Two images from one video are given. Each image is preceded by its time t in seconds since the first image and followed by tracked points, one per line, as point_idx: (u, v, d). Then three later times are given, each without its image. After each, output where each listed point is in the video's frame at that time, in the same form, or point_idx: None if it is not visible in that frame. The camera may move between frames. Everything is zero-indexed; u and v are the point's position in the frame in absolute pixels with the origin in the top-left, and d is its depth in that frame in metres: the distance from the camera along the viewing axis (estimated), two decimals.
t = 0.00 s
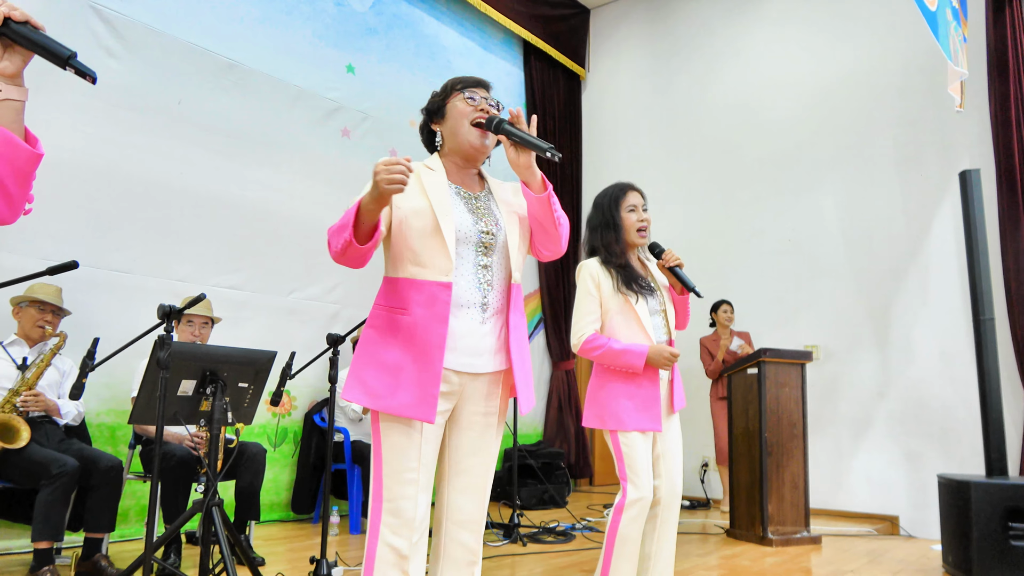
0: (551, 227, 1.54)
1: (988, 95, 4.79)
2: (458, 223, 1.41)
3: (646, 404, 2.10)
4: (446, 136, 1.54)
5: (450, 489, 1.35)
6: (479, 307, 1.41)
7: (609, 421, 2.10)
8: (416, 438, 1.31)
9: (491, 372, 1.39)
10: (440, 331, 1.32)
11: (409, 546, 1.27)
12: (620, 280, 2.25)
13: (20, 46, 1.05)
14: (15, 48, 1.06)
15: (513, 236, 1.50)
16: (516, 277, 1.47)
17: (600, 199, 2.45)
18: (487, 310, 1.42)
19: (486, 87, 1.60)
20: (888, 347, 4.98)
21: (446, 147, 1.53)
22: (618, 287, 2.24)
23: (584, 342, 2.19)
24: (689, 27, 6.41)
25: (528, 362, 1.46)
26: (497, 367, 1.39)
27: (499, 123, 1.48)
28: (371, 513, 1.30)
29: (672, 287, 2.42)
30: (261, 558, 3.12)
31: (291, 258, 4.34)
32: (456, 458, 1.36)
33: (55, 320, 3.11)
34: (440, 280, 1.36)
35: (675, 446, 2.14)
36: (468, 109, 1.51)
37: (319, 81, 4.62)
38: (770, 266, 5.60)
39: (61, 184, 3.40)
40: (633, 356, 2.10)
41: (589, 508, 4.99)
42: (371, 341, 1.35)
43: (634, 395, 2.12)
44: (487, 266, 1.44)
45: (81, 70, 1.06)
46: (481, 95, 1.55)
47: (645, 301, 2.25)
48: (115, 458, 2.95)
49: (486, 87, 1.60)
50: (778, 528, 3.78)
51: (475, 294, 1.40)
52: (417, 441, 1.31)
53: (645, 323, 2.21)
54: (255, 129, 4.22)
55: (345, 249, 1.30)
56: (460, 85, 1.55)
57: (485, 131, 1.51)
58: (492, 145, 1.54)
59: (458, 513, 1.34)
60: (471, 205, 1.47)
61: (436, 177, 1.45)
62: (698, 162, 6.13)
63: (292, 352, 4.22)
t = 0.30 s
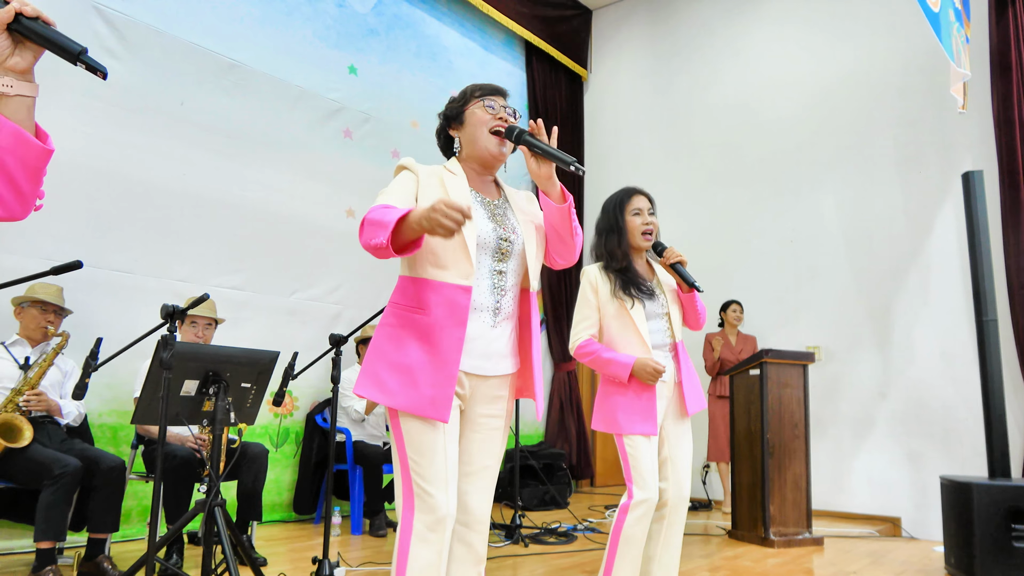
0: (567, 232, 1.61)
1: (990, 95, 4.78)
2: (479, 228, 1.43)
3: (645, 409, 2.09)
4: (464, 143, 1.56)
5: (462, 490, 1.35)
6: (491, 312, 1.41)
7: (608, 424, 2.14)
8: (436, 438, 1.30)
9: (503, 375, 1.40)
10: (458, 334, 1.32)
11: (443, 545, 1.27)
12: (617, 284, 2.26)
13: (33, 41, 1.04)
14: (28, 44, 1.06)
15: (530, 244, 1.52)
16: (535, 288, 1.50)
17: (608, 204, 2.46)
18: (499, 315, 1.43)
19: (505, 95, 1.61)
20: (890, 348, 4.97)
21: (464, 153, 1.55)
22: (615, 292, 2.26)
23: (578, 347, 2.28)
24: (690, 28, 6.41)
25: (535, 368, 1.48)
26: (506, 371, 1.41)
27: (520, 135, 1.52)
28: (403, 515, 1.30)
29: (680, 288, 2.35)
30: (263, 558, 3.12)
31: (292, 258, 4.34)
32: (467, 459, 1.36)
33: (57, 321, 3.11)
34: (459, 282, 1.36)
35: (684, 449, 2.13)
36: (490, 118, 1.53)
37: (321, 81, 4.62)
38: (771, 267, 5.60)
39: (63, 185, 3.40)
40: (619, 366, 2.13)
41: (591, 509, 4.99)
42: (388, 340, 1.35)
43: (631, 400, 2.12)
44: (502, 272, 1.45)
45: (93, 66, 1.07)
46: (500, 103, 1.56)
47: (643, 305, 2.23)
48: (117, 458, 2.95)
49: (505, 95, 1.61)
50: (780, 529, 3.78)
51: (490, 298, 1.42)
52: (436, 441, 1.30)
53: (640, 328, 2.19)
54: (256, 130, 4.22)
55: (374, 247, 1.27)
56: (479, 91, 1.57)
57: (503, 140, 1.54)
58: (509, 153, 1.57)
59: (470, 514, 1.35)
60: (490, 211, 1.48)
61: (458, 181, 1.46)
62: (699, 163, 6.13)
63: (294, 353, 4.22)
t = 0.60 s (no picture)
0: (572, 228, 1.62)
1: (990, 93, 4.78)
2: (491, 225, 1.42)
3: (644, 400, 2.08)
4: (467, 141, 1.55)
5: (466, 487, 1.34)
6: (503, 309, 1.42)
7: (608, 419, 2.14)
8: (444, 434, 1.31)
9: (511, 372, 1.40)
10: (477, 332, 1.32)
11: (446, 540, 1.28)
12: (615, 280, 2.27)
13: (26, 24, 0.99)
14: (19, 26, 1.00)
15: (539, 241, 1.52)
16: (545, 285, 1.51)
17: (612, 202, 2.48)
18: (510, 312, 1.43)
19: (506, 94, 1.61)
20: (890, 347, 4.97)
21: (467, 152, 1.55)
22: (613, 288, 2.26)
23: (578, 341, 2.30)
24: (690, 26, 6.41)
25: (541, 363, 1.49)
26: (515, 367, 1.41)
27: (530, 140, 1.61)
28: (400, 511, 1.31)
29: (682, 283, 2.35)
30: (264, 558, 3.12)
31: (292, 258, 4.34)
32: (474, 455, 1.36)
33: (58, 322, 3.10)
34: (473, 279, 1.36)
35: (683, 444, 2.13)
36: (494, 118, 1.53)
37: (321, 81, 4.62)
38: (772, 266, 5.60)
39: (63, 185, 3.40)
40: (615, 361, 2.15)
41: (592, 508, 4.99)
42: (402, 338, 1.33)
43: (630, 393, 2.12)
44: (512, 269, 1.46)
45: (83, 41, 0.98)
46: (503, 102, 1.57)
47: (642, 300, 2.23)
48: (118, 458, 2.95)
49: (506, 94, 1.61)
50: (781, 527, 3.78)
51: (502, 295, 1.42)
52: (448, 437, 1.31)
53: (639, 322, 2.19)
54: (256, 129, 4.22)
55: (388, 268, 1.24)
56: (481, 90, 1.56)
57: (507, 139, 1.55)
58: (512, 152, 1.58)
59: (475, 511, 1.34)
60: (499, 209, 1.48)
61: (469, 179, 1.46)
62: (699, 162, 6.13)
63: (294, 352, 4.22)
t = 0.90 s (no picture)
0: (575, 224, 1.61)
1: (989, 89, 4.78)
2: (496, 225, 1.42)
3: (643, 398, 2.09)
4: (465, 139, 1.55)
5: (470, 487, 1.34)
6: (508, 309, 1.42)
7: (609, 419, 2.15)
8: (449, 436, 1.31)
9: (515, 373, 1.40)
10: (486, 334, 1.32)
11: (446, 541, 1.29)
12: (616, 280, 2.27)
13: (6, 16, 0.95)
14: None
15: (542, 239, 1.52)
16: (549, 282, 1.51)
17: (616, 200, 2.47)
18: (514, 312, 1.43)
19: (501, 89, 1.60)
20: (891, 344, 4.97)
21: (467, 151, 1.54)
22: (614, 288, 2.26)
23: (579, 340, 2.30)
24: (688, 24, 6.40)
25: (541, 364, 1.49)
26: (519, 367, 1.42)
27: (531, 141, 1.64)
28: (405, 511, 1.32)
29: (683, 283, 2.34)
30: (266, 559, 3.12)
31: (292, 258, 4.33)
32: (478, 455, 1.35)
33: (58, 323, 3.10)
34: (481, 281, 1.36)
35: (685, 444, 2.13)
36: (495, 117, 1.53)
37: (320, 81, 4.62)
38: (771, 264, 5.60)
39: (62, 186, 3.39)
40: (617, 359, 2.14)
41: (593, 507, 4.99)
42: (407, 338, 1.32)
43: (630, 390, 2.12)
44: (516, 269, 1.46)
45: (61, 35, 0.96)
46: (501, 99, 1.56)
47: (642, 300, 2.23)
48: (118, 459, 2.95)
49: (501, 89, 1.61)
50: (782, 525, 3.78)
51: (507, 295, 1.43)
52: (452, 439, 1.31)
53: (638, 321, 2.19)
54: (255, 130, 4.21)
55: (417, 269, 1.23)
56: (479, 86, 1.55)
57: (506, 138, 1.55)
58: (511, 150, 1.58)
59: (477, 512, 1.34)
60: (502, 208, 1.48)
61: (473, 177, 1.46)
62: (698, 160, 6.13)
63: (295, 353, 4.22)
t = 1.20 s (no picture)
0: (570, 229, 1.61)
1: (988, 88, 4.78)
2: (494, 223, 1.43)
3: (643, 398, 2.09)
4: (454, 146, 1.54)
5: (472, 485, 1.34)
6: (511, 306, 1.42)
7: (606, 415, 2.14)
8: (450, 435, 1.31)
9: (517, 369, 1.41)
10: (483, 330, 1.32)
11: (448, 540, 1.29)
12: (623, 279, 2.26)
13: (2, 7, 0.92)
14: None
15: (539, 236, 1.53)
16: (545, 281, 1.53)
17: (625, 199, 2.47)
18: (517, 308, 1.44)
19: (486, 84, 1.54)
20: (891, 342, 4.97)
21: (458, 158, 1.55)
22: (619, 287, 2.25)
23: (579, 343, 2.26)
24: (688, 23, 6.40)
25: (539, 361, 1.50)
26: (522, 364, 1.42)
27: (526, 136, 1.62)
28: (406, 509, 1.31)
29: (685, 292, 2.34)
30: (268, 558, 3.12)
31: (292, 258, 4.34)
32: (480, 455, 1.36)
33: (59, 323, 3.11)
34: (481, 278, 1.36)
35: (684, 443, 2.14)
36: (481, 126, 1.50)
37: (320, 81, 4.62)
38: (770, 263, 5.61)
39: (62, 186, 3.40)
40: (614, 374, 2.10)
41: (593, 505, 5.00)
42: (407, 334, 1.33)
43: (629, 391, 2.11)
44: (515, 267, 1.46)
45: (53, 24, 0.90)
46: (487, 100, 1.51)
47: (647, 301, 2.23)
48: (120, 460, 2.95)
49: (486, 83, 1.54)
50: (783, 523, 3.79)
51: (508, 292, 1.43)
52: (453, 438, 1.31)
53: (642, 319, 2.18)
54: (255, 130, 4.22)
55: (449, 202, 1.22)
56: (464, 88, 1.50)
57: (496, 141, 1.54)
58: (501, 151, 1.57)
59: (479, 510, 1.34)
60: (500, 207, 1.48)
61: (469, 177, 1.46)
62: (698, 159, 6.13)
63: (295, 353, 4.22)
